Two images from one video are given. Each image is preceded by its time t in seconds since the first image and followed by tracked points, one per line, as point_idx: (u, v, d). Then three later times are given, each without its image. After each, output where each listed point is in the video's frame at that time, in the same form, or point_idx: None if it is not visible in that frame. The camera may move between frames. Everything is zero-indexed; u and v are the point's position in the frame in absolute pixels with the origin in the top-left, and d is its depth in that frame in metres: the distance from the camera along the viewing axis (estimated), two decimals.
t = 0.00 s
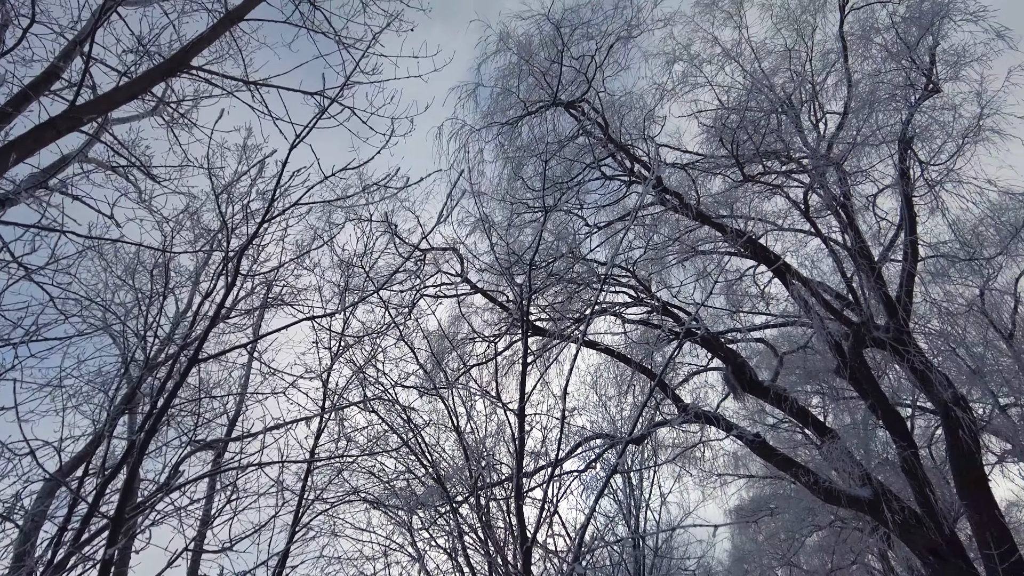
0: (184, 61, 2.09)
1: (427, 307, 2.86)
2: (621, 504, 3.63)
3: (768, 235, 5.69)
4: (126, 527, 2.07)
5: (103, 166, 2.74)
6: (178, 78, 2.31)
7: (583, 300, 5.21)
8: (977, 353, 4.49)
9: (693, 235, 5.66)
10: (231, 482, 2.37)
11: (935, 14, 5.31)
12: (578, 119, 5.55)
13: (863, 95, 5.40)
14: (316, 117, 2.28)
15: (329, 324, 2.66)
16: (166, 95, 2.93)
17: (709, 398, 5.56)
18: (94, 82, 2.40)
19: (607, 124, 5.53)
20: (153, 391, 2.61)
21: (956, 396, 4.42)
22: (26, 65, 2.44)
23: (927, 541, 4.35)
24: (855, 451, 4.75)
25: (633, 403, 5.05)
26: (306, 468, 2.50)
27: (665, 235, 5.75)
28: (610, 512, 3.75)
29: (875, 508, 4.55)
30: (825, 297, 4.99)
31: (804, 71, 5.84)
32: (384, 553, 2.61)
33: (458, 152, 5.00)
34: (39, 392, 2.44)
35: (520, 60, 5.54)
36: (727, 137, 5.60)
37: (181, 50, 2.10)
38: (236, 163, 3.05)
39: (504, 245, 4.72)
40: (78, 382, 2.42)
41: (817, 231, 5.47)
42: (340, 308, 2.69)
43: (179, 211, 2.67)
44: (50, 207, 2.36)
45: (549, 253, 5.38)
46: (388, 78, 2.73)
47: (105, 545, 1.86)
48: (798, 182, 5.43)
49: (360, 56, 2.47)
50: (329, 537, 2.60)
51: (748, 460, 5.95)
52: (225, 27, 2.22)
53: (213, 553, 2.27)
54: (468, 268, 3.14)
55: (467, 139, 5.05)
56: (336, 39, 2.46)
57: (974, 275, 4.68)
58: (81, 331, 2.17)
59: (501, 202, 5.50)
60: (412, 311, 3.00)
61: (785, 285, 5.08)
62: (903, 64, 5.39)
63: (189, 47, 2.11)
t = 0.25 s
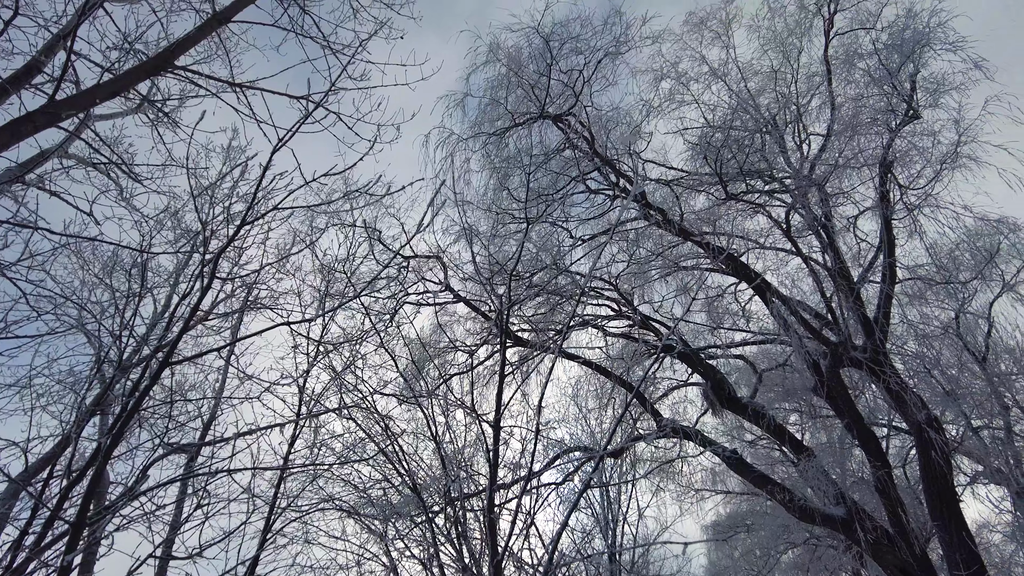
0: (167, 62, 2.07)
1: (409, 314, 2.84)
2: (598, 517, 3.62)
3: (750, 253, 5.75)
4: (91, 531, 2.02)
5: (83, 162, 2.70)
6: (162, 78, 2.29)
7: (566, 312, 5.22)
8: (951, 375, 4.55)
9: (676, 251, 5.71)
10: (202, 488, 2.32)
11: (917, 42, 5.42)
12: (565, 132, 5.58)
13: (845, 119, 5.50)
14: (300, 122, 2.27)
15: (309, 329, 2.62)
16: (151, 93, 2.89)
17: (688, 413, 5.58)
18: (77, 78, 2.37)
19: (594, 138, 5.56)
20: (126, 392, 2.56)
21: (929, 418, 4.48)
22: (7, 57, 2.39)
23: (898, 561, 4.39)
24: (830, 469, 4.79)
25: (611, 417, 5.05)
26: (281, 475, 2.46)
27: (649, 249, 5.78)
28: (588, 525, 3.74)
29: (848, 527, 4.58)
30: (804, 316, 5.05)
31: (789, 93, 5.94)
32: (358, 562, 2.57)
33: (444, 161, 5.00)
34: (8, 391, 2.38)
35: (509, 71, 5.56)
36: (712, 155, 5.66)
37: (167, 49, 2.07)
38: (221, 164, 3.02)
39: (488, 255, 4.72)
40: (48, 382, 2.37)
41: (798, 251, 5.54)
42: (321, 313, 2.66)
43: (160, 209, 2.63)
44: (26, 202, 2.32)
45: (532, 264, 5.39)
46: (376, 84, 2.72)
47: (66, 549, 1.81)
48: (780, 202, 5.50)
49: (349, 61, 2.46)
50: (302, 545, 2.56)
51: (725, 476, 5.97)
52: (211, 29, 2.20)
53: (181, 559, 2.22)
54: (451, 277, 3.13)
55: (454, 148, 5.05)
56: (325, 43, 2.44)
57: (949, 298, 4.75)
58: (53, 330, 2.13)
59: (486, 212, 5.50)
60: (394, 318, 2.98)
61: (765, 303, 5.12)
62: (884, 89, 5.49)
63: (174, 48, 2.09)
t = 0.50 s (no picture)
0: (153, 64, 2.05)
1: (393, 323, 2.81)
2: (579, 531, 3.60)
3: (734, 269, 5.79)
4: (57, 538, 1.97)
5: (66, 160, 2.66)
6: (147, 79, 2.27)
7: (551, 324, 5.21)
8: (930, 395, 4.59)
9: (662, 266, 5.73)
10: (176, 495, 2.27)
11: (901, 66, 5.52)
12: (554, 145, 5.60)
13: (830, 139, 5.57)
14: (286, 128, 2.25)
15: (292, 335, 2.59)
16: (138, 93, 2.86)
17: (670, 428, 5.58)
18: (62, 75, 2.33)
19: (583, 151, 5.59)
20: (101, 396, 2.51)
21: (908, 437, 4.51)
22: None
23: None
24: (810, 487, 4.80)
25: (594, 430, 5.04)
26: (257, 483, 2.42)
27: (635, 263, 5.80)
28: (569, 538, 3.72)
29: (827, 545, 4.59)
30: (786, 333, 5.08)
31: (775, 112, 6.01)
32: (334, 573, 2.53)
33: (432, 170, 4.99)
34: None
35: (499, 83, 5.58)
36: (699, 172, 5.71)
37: (154, 50, 2.05)
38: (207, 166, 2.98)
39: (474, 265, 4.71)
40: (21, 383, 2.31)
41: (782, 269, 5.59)
42: (305, 319, 2.64)
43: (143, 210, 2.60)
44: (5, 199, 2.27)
45: (518, 276, 5.38)
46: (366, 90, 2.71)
47: (31, 555, 1.76)
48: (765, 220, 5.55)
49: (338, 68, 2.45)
50: (278, 554, 2.52)
51: (706, 491, 5.98)
52: (200, 32, 2.19)
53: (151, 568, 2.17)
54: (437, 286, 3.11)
55: (442, 157, 5.05)
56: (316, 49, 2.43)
57: (930, 319, 4.81)
58: (26, 330, 2.08)
59: (473, 222, 5.50)
60: (378, 326, 2.95)
61: (748, 319, 5.15)
62: (869, 112, 5.57)
63: (161, 51, 2.07)
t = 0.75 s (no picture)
0: (140, 69, 2.04)
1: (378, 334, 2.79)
2: (561, 548, 3.57)
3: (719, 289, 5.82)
4: (23, 547, 1.92)
5: (50, 161, 2.62)
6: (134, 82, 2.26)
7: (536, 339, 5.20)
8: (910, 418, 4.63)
9: (648, 284, 5.76)
10: (149, 505, 2.22)
11: (886, 93, 5.62)
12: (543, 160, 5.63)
13: (815, 163, 5.65)
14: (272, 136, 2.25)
15: (274, 343, 2.56)
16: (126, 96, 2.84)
17: (653, 445, 5.57)
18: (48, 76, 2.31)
19: (571, 167, 5.62)
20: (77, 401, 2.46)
21: (888, 460, 4.54)
22: None
23: None
24: (790, 508, 4.81)
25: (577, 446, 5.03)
26: (233, 493, 2.37)
27: (621, 280, 5.82)
28: (550, 555, 3.68)
29: (806, 567, 4.59)
30: (769, 354, 5.11)
31: (762, 135, 6.09)
32: None
33: (421, 182, 4.99)
34: None
35: (490, 98, 5.60)
36: (686, 191, 5.75)
37: (141, 55, 2.04)
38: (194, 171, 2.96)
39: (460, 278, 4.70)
40: None
41: (766, 289, 5.63)
42: (288, 328, 2.61)
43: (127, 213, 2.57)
44: None
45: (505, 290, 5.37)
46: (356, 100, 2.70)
47: None
48: (750, 241, 5.59)
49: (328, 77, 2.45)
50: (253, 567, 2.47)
51: (688, 510, 5.97)
52: (189, 37, 2.18)
53: None
54: (423, 298, 3.10)
55: (431, 170, 5.05)
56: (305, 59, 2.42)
57: (911, 343, 4.85)
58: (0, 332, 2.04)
59: (461, 235, 5.49)
60: (362, 336, 2.93)
61: (732, 339, 5.18)
62: (854, 137, 5.66)
63: (148, 56, 2.07)
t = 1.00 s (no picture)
0: (129, 75, 2.03)
1: (364, 345, 2.76)
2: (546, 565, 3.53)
3: (706, 307, 5.85)
4: None
5: (35, 164, 2.59)
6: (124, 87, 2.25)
7: (523, 353, 5.18)
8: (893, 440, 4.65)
9: (635, 300, 5.77)
10: (124, 515, 2.18)
11: (873, 118, 5.70)
12: (534, 175, 5.65)
13: (803, 185, 5.71)
14: (261, 146, 2.24)
15: (259, 351, 2.53)
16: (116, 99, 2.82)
17: (638, 463, 5.56)
18: (37, 79, 2.29)
19: (562, 183, 5.64)
20: (54, 408, 2.41)
21: (871, 481, 4.55)
22: None
23: None
24: (774, 528, 4.80)
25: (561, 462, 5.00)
26: (211, 504, 2.33)
27: (609, 296, 5.82)
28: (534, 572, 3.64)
29: None
30: (755, 373, 5.13)
31: (751, 156, 6.15)
32: None
33: (411, 194, 4.98)
34: None
35: (482, 112, 5.62)
36: (675, 210, 5.80)
37: (131, 61, 2.03)
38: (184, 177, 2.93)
39: (448, 290, 4.69)
40: None
41: (753, 308, 5.66)
42: (274, 336, 2.57)
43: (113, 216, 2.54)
44: None
45: (493, 303, 5.37)
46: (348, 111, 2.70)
47: None
48: (737, 260, 5.63)
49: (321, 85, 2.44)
50: None
51: (672, 528, 5.94)
52: (180, 44, 2.18)
53: None
54: (411, 310, 3.08)
55: (421, 182, 5.05)
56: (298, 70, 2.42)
57: (895, 365, 4.89)
58: None
59: (450, 248, 5.49)
60: (349, 347, 2.90)
61: (718, 358, 5.19)
62: (841, 160, 5.73)
63: (138, 62, 2.06)
